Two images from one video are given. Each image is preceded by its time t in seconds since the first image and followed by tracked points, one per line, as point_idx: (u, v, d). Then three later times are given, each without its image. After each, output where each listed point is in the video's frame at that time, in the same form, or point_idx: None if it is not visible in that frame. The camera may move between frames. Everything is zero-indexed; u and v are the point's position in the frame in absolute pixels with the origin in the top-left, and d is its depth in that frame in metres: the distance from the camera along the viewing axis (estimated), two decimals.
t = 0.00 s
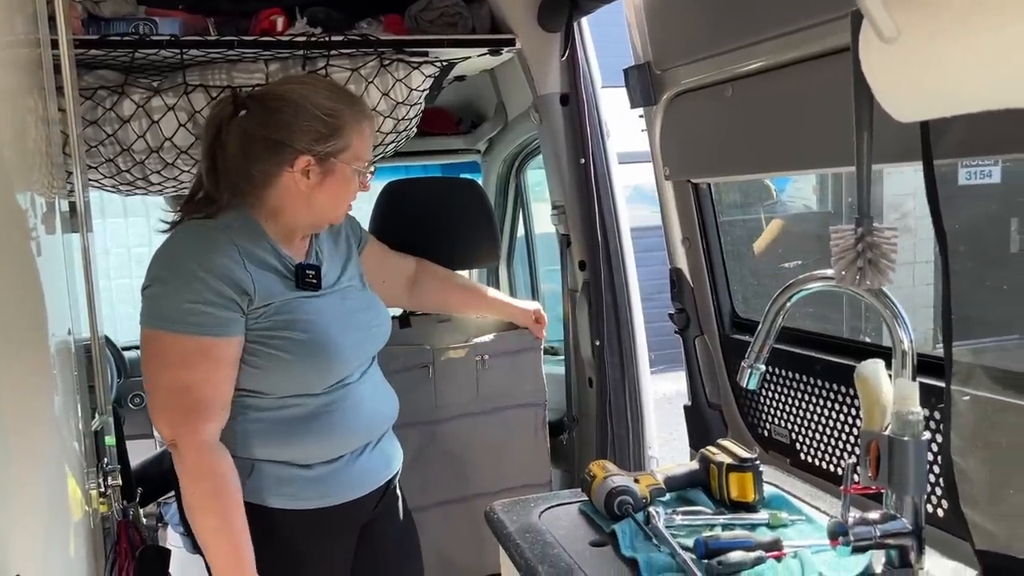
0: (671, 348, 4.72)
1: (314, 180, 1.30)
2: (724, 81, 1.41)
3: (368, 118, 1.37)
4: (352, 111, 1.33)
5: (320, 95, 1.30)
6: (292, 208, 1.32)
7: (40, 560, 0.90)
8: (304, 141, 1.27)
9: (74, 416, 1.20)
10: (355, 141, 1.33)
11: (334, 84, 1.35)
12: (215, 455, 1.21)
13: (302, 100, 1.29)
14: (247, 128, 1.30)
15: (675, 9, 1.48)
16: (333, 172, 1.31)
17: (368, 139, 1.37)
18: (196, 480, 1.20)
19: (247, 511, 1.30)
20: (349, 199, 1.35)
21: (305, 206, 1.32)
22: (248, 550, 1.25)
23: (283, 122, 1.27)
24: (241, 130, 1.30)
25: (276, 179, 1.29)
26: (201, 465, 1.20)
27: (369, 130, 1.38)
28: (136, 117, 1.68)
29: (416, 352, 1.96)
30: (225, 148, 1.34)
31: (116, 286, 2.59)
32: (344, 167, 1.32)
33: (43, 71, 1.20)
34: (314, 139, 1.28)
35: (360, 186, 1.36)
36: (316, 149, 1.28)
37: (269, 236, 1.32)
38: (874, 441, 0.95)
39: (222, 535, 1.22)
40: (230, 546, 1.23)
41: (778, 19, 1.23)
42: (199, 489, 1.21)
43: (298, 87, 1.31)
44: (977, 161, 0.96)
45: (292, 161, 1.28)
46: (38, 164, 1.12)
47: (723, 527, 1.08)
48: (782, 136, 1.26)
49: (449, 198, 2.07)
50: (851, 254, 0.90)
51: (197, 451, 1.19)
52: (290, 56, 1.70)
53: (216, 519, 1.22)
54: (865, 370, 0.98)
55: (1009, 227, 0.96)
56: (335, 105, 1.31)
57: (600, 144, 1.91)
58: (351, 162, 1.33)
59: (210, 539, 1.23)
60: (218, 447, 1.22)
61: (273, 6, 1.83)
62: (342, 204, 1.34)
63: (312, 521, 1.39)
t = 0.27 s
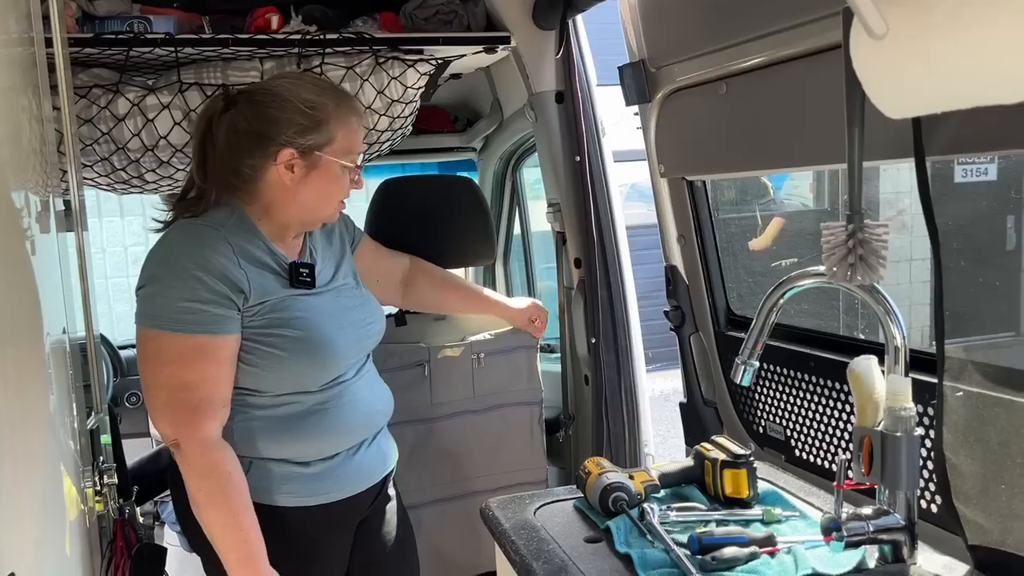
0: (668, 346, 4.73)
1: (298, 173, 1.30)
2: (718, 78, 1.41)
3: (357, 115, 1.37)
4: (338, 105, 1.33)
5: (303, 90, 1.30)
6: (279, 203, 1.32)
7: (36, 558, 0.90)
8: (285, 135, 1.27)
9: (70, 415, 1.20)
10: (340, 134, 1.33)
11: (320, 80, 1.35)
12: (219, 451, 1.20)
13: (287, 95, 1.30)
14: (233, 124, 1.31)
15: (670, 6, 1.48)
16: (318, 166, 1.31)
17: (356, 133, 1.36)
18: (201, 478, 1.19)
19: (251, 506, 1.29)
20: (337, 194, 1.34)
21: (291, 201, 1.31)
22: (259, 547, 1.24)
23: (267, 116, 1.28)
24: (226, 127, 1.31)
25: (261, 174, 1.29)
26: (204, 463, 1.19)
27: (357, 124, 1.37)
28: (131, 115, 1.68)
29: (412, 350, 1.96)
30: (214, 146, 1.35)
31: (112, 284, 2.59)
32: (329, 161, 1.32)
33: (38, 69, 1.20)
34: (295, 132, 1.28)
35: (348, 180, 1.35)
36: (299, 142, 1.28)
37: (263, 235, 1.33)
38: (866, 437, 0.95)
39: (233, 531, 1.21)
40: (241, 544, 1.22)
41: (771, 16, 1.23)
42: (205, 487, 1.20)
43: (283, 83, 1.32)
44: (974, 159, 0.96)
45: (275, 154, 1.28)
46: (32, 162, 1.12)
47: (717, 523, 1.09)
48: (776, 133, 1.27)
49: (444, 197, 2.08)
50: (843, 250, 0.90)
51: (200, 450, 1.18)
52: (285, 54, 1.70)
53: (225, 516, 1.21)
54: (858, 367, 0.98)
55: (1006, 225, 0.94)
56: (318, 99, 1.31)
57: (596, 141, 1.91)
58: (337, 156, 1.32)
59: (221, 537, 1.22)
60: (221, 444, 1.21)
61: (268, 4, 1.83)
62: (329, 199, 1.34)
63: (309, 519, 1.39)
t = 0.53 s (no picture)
0: (665, 344, 4.73)
1: (251, 162, 1.30)
2: (716, 74, 1.41)
3: (318, 95, 1.33)
4: (290, 89, 1.31)
5: (254, 76, 1.32)
6: (248, 194, 1.33)
7: (31, 556, 0.90)
8: (235, 124, 1.31)
9: (66, 413, 1.19)
10: (291, 117, 1.29)
11: (285, 68, 1.34)
12: (214, 448, 1.20)
13: (245, 86, 1.32)
14: (213, 123, 1.37)
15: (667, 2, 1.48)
16: (267, 151, 1.29)
17: (317, 117, 1.31)
18: (197, 475, 1.19)
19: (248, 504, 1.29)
20: (295, 180, 1.29)
21: (254, 190, 1.33)
22: (257, 544, 1.23)
23: (226, 111, 1.33)
24: (210, 126, 1.38)
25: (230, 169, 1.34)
26: (199, 460, 1.18)
27: (320, 108, 1.33)
28: (127, 113, 1.67)
29: (409, 348, 1.96)
30: (210, 146, 1.38)
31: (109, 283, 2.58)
32: (279, 145, 1.29)
33: (33, 66, 1.19)
34: (244, 119, 1.30)
35: (308, 166, 1.29)
36: (247, 129, 1.30)
37: (255, 232, 1.32)
38: (864, 432, 0.96)
39: (230, 528, 1.21)
40: (239, 540, 1.21)
41: (768, 12, 1.23)
42: (201, 483, 1.19)
43: (249, 76, 1.34)
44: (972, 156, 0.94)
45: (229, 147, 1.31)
46: (28, 159, 1.11)
47: (715, 519, 1.09)
48: (773, 129, 1.26)
49: (442, 194, 2.07)
50: (835, 245, 0.90)
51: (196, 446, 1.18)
52: (282, 51, 1.69)
53: (222, 512, 1.20)
54: (855, 362, 0.98)
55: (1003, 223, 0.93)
56: (266, 84, 1.31)
57: (593, 138, 1.90)
58: (288, 140, 1.29)
59: (218, 533, 1.21)
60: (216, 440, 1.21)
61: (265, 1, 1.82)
62: (287, 184, 1.30)
63: (306, 516, 1.39)
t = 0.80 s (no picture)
0: (665, 344, 4.73)
1: (231, 163, 1.34)
2: (716, 75, 1.41)
3: (289, 92, 1.36)
4: (259, 89, 1.34)
5: (227, 80, 1.36)
6: (235, 199, 1.36)
7: (35, 556, 0.90)
8: (213, 130, 1.35)
9: (67, 414, 1.20)
10: (262, 116, 1.32)
11: (259, 69, 1.38)
12: (201, 451, 1.22)
13: (220, 91, 1.36)
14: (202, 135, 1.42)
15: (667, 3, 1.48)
16: (242, 152, 1.33)
17: (289, 113, 1.34)
18: (184, 477, 1.21)
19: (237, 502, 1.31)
20: (273, 178, 1.32)
21: (239, 194, 1.35)
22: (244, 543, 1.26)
23: (209, 116, 1.37)
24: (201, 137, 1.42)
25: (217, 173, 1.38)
26: (186, 463, 1.21)
27: (293, 105, 1.35)
28: (128, 114, 1.68)
29: (410, 348, 1.96)
30: (206, 152, 1.39)
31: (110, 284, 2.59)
32: (252, 144, 1.32)
33: (34, 68, 1.20)
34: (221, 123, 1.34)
35: (283, 162, 1.32)
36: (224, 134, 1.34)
37: (247, 233, 1.33)
38: (864, 433, 0.96)
39: (217, 529, 1.24)
40: (226, 540, 1.24)
41: (768, 13, 1.23)
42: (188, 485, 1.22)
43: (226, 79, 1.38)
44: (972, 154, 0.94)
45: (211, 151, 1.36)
46: (29, 161, 1.11)
47: (715, 519, 1.09)
48: (773, 129, 1.27)
49: (443, 194, 2.07)
50: (839, 246, 0.90)
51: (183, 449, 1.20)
52: (282, 52, 1.69)
53: (208, 513, 1.23)
54: (856, 363, 0.98)
55: (1003, 223, 0.92)
56: (236, 84, 1.35)
57: (593, 139, 1.91)
58: (261, 139, 1.32)
59: (205, 533, 1.24)
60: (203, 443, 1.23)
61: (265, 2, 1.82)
62: (266, 184, 1.32)
63: (305, 516, 1.39)
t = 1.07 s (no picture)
0: (666, 343, 4.74)
1: (229, 163, 1.34)
2: (719, 75, 1.41)
3: (288, 93, 1.35)
4: (259, 89, 1.34)
5: (226, 81, 1.36)
6: (232, 199, 1.35)
7: (39, 557, 0.90)
8: (213, 130, 1.35)
9: (70, 415, 1.20)
10: (261, 117, 1.32)
11: (259, 70, 1.38)
12: (197, 453, 1.23)
13: (220, 92, 1.36)
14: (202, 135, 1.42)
15: (669, 3, 1.48)
16: (240, 152, 1.32)
17: (288, 115, 1.34)
18: (179, 478, 1.22)
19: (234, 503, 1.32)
20: (271, 179, 1.31)
21: (236, 194, 1.35)
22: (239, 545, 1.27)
23: (208, 116, 1.37)
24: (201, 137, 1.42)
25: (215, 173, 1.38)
26: (182, 464, 1.22)
27: (292, 106, 1.35)
28: (129, 114, 1.68)
29: (411, 349, 1.96)
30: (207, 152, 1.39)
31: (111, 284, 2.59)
32: (250, 144, 1.32)
33: (37, 68, 1.19)
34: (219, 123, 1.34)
35: (280, 164, 1.31)
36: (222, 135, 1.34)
37: (244, 235, 1.32)
38: (869, 434, 0.95)
39: (212, 531, 1.24)
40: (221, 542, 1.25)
41: (770, 13, 1.23)
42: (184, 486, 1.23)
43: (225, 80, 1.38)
44: (971, 154, 0.95)
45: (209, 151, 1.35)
46: (32, 161, 1.11)
47: (719, 520, 1.09)
48: (776, 129, 1.26)
49: (445, 194, 2.07)
50: (847, 246, 0.90)
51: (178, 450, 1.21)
52: (284, 52, 1.69)
53: (204, 514, 1.24)
54: (860, 363, 0.98)
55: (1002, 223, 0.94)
56: (235, 85, 1.35)
57: (595, 139, 1.91)
58: (259, 140, 1.32)
59: (200, 535, 1.25)
60: (199, 444, 1.24)
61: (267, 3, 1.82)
62: (263, 185, 1.31)
63: (302, 518, 1.39)
